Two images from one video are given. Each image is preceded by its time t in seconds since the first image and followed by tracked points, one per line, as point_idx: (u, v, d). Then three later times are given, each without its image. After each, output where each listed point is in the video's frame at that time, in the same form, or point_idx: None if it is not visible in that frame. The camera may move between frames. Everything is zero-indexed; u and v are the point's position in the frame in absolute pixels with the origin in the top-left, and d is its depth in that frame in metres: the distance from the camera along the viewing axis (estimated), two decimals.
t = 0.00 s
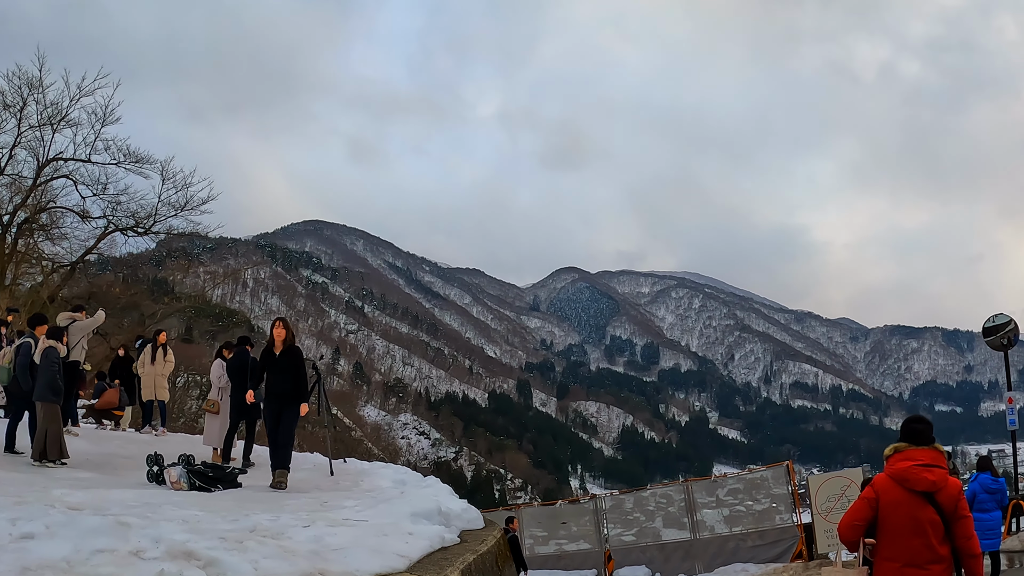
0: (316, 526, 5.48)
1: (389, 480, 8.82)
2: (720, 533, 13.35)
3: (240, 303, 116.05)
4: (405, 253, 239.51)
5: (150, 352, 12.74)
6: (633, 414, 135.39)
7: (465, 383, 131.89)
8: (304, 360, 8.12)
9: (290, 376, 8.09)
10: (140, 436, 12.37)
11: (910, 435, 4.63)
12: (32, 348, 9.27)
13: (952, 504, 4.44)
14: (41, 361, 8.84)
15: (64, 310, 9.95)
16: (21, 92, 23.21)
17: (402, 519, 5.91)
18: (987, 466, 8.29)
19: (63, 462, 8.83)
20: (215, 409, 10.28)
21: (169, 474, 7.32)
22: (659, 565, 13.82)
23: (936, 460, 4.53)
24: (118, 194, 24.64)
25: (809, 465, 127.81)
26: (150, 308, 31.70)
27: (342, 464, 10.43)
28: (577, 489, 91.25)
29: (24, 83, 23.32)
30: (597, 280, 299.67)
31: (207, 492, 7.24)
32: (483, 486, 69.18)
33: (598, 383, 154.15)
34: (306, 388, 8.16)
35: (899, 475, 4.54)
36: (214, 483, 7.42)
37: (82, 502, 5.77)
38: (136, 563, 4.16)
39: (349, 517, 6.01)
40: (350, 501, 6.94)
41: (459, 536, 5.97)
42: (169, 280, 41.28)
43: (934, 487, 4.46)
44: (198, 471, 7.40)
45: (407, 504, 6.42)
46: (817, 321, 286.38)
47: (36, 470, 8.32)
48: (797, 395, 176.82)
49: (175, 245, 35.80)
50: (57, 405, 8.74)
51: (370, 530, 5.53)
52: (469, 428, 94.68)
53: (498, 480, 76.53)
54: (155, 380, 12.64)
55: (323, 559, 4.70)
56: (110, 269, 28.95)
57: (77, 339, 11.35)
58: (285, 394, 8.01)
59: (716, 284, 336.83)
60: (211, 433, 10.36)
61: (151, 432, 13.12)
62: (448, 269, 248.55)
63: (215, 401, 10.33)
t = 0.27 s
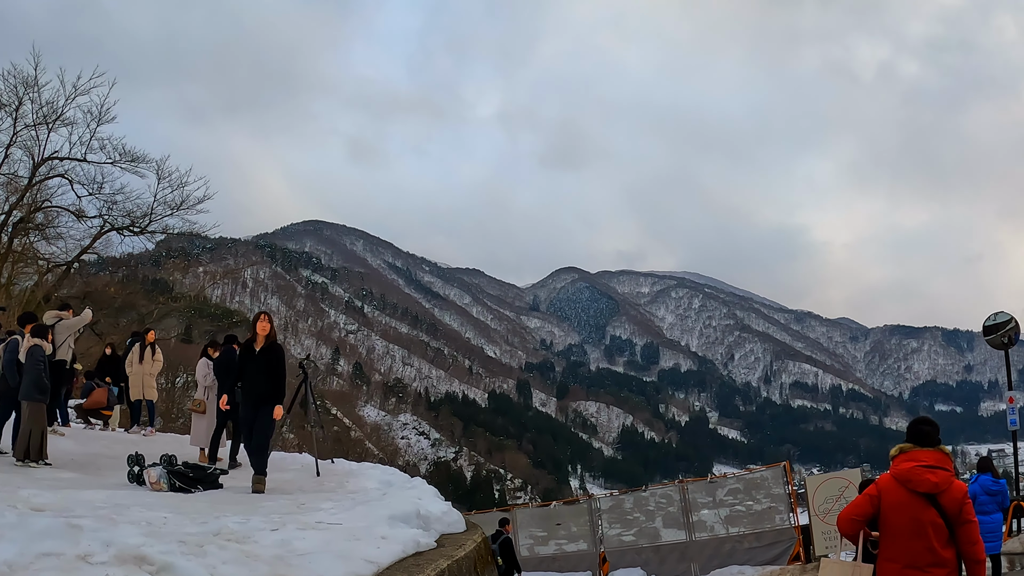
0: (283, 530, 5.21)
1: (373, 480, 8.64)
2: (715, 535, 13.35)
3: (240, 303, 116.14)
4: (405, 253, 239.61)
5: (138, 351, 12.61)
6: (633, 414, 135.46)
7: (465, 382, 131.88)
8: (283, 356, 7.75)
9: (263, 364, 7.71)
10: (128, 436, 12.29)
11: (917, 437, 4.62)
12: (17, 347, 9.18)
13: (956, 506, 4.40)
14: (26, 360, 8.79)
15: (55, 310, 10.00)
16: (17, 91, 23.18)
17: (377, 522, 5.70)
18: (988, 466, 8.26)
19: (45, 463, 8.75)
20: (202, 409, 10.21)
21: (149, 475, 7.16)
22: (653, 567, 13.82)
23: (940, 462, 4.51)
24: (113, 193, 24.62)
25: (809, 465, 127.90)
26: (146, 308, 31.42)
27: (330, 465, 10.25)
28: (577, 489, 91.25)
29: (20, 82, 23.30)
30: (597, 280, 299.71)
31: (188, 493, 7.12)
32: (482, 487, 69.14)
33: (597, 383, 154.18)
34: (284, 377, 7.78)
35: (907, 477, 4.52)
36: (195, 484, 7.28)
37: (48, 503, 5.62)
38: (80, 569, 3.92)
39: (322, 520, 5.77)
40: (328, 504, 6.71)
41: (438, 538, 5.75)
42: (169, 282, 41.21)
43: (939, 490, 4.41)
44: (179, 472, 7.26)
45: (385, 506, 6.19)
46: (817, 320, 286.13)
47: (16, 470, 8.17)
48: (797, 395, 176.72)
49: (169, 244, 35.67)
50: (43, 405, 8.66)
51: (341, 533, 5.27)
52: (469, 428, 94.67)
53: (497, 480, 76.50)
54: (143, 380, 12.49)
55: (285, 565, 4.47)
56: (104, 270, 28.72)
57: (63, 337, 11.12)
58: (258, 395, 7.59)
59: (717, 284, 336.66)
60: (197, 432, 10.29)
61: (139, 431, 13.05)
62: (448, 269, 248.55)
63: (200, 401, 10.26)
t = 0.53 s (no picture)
0: (253, 529, 5.11)
1: (361, 478, 8.52)
2: (713, 535, 13.34)
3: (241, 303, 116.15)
4: (406, 252, 239.63)
5: (128, 347, 12.50)
6: (634, 413, 135.34)
7: (466, 382, 131.82)
8: (258, 343, 7.60)
9: (242, 352, 7.58)
10: (117, 434, 12.25)
11: (923, 436, 4.59)
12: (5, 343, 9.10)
13: (958, 508, 4.39)
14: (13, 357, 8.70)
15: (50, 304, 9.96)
16: (13, 89, 23.20)
17: (353, 521, 5.61)
18: (991, 466, 8.25)
19: (33, 460, 8.58)
20: (191, 405, 10.08)
21: (130, 473, 7.11)
22: (650, 566, 13.83)
23: (944, 462, 4.49)
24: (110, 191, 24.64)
25: (810, 464, 127.88)
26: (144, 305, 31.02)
27: (319, 462, 10.11)
28: (578, 488, 91.20)
29: (16, 80, 23.31)
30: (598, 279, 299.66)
31: (170, 490, 7.03)
32: (483, 486, 69.05)
33: (599, 382, 154.11)
34: (259, 364, 7.59)
35: (909, 476, 4.53)
36: (177, 482, 7.18)
37: (16, 499, 5.50)
38: (27, 564, 3.80)
39: (296, 518, 5.68)
40: (307, 502, 6.61)
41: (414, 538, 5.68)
42: (169, 280, 40.92)
43: (943, 489, 4.41)
44: (161, 469, 7.16)
45: (363, 506, 6.12)
46: (819, 319, 285.67)
47: None
48: (798, 395, 176.53)
49: (167, 243, 35.60)
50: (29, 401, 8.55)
51: (313, 533, 5.17)
52: (470, 427, 94.59)
53: (498, 479, 76.43)
54: (132, 376, 12.33)
55: (250, 563, 4.37)
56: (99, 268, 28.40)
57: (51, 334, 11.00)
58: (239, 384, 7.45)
59: (718, 282, 336.28)
60: (187, 429, 10.15)
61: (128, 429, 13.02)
62: (449, 267, 248.40)
63: (191, 399, 10.17)
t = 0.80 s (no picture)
0: (222, 532, 4.82)
1: (351, 478, 8.17)
2: (711, 537, 13.33)
3: (243, 302, 116.45)
4: (408, 251, 239.70)
5: (119, 345, 12.06)
6: (636, 412, 135.34)
7: (468, 381, 131.87)
8: (226, 337, 7.04)
9: (210, 347, 6.99)
10: (106, 433, 12.03)
11: (928, 437, 4.59)
12: None
13: (960, 508, 4.35)
14: None
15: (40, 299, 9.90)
16: (11, 87, 23.17)
17: (332, 524, 5.33)
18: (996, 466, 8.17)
19: (18, 458, 8.31)
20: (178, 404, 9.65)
21: (110, 472, 6.68)
22: (648, 568, 13.83)
23: (943, 462, 4.48)
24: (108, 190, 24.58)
25: (811, 463, 127.91)
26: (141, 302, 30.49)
27: (309, 463, 9.77)
28: (580, 488, 91.24)
29: (14, 78, 23.25)
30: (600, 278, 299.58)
31: (151, 491, 6.65)
32: (485, 485, 68.97)
33: (601, 382, 154.18)
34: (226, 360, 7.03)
35: (911, 478, 4.53)
36: (158, 482, 6.80)
37: None
38: None
39: (271, 521, 5.38)
40: (288, 503, 6.29)
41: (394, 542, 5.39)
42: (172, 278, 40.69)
43: (941, 490, 4.40)
44: (142, 469, 6.77)
45: (341, 507, 5.78)
46: (820, 318, 285.37)
47: None
48: (800, 394, 176.17)
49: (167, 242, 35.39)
50: (14, 398, 8.40)
51: (283, 537, 4.85)
52: (472, 427, 94.56)
53: (500, 478, 76.40)
54: (123, 376, 11.99)
55: (210, 571, 4.04)
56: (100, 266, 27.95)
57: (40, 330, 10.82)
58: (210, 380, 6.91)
59: (720, 282, 336.08)
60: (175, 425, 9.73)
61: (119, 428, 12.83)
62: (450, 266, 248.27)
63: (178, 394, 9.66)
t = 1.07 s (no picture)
0: (194, 534, 4.72)
1: (340, 478, 8.09)
2: (709, 538, 13.32)
3: (244, 301, 116.61)
4: (409, 251, 239.71)
5: (111, 343, 12.11)
6: (637, 412, 135.39)
7: (469, 380, 131.85)
8: (191, 326, 6.71)
9: (168, 326, 6.68)
10: (97, 432, 11.95)
11: (938, 435, 4.59)
12: None
13: (970, 505, 4.35)
14: None
15: (31, 295, 9.90)
16: (11, 85, 23.18)
17: (313, 524, 5.23)
18: (1001, 468, 8.06)
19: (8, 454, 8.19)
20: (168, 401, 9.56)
21: (94, 470, 6.60)
22: (646, 569, 13.82)
23: (954, 460, 4.49)
24: (106, 188, 24.54)
25: (813, 463, 127.93)
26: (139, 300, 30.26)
27: (300, 461, 9.66)
28: (581, 487, 91.25)
29: (13, 76, 23.25)
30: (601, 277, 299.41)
31: (137, 490, 6.54)
32: (486, 484, 68.97)
33: (602, 381, 154.15)
34: (196, 347, 6.80)
35: (921, 474, 4.56)
36: (144, 480, 6.67)
37: None
38: None
39: (248, 522, 5.28)
40: (270, 504, 6.20)
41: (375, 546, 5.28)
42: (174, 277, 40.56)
43: (952, 487, 4.42)
44: (128, 467, 6.66)
45: (324, 509, 5.70)
46: (822, 318, 285.07)
47: None
48: (801, 394, 175.91)
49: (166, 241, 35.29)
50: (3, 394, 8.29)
51: (258, 539, 4.76)
52: (473, 426, 94.60)
53: (501, 477, 76.39)
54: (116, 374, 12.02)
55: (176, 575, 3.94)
56: (100, 265, 27.55)
57: (30, 327, 10.69)
58: (159, 367, 6.57)
59: (721, 281, 335.92)
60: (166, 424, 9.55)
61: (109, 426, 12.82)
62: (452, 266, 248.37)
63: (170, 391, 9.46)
